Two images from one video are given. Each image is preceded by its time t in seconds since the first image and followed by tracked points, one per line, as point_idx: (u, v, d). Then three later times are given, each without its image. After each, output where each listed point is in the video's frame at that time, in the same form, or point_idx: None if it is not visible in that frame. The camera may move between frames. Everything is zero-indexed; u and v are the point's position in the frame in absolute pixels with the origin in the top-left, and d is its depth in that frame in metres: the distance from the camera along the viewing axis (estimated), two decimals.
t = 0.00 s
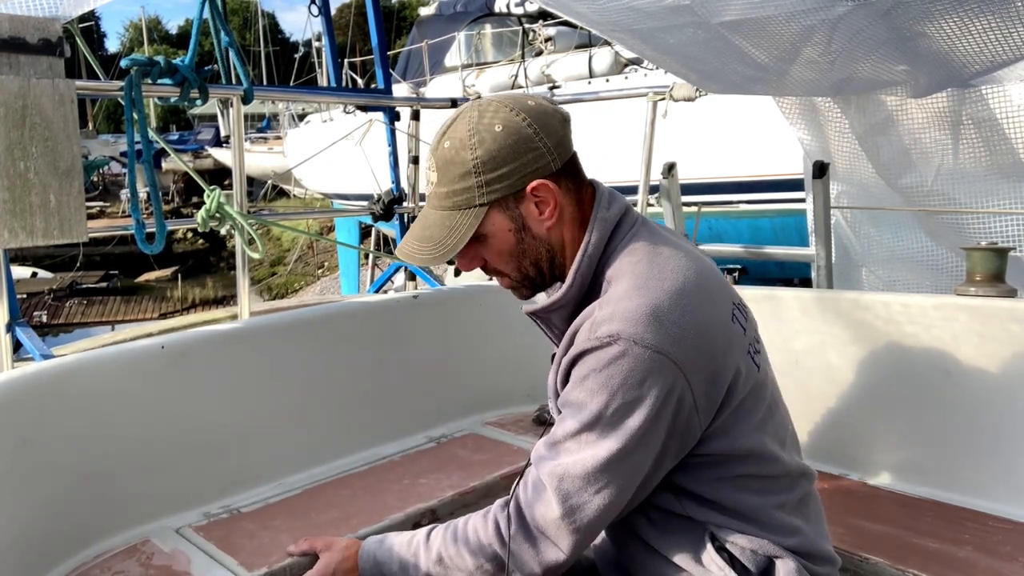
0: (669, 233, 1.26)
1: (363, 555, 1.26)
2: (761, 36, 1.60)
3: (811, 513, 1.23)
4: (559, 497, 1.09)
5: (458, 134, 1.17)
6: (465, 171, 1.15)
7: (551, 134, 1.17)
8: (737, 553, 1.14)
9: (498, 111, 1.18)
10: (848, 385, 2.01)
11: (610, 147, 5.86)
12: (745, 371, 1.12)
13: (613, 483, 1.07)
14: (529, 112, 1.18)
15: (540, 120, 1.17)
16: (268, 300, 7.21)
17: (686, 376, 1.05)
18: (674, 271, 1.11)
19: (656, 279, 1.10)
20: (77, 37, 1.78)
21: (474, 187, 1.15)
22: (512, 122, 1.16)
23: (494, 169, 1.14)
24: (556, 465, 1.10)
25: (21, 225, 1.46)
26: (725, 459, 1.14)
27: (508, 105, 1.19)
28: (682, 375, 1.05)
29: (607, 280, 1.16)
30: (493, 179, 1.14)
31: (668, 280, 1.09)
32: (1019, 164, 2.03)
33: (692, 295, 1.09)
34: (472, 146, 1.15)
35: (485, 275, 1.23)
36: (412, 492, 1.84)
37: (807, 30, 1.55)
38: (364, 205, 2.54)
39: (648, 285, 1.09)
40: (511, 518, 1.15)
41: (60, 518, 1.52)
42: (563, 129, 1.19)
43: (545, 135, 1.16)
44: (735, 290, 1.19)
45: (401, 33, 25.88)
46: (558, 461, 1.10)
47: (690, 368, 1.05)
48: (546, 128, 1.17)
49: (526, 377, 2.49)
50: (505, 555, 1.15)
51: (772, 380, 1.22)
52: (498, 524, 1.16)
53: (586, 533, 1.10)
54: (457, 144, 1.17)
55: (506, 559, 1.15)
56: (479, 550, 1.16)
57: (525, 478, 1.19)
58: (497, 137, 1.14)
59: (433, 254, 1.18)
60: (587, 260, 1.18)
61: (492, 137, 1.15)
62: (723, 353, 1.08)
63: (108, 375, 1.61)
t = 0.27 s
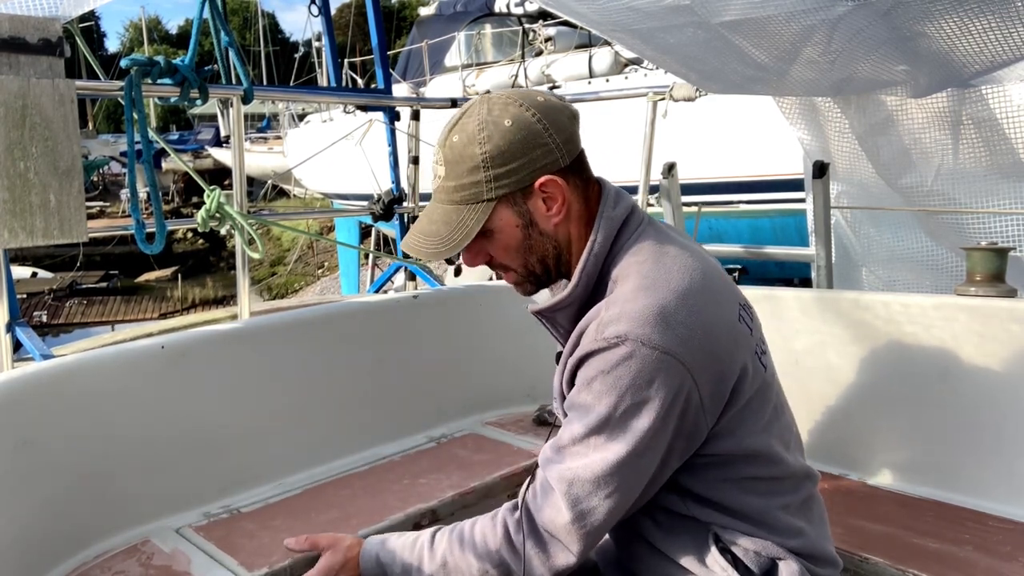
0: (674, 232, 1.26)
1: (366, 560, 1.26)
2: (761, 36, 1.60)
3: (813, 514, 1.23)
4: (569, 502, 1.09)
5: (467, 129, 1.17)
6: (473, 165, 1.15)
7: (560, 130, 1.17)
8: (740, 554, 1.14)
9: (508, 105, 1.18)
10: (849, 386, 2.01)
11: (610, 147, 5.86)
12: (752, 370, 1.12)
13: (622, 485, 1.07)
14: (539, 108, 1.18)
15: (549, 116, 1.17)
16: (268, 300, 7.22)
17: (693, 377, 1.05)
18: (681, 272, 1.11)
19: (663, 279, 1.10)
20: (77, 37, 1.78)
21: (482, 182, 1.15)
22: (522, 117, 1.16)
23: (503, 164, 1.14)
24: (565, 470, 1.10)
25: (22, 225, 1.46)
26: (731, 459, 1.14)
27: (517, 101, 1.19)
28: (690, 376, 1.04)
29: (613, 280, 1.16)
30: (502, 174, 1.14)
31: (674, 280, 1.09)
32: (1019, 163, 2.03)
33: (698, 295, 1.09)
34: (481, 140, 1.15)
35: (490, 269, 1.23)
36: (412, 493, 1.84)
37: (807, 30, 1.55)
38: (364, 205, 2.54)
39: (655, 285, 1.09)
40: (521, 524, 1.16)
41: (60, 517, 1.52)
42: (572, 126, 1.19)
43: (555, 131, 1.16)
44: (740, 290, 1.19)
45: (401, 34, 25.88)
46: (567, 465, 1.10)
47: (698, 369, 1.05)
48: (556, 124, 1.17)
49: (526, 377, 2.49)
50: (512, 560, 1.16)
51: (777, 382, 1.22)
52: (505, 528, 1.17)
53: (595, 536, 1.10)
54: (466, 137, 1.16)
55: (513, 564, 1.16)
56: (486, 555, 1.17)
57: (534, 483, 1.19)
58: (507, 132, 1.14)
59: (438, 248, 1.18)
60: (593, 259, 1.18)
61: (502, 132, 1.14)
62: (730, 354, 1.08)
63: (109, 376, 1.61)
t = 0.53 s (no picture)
0: (678, 233, 1.26)
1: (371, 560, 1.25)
2: (761, 36, 1.60)
3: (813, 515, 1.23)
4: (569, 503, 1.09)
5: (469, 130, 1.17)
6: (475, 167, 1.15)
7: (563, 131, 1.17)
8: (742, 555, 1.14)
9: (511, 107, 1.17)
10: (849, 386, 2.01)
11: (610, 146, 5.86)
12: (755, 373, 1.12)
13: (623, 488, 1.07)
14: (542, 109, 1.18)
15: (552, 117, 1.17)
16: (268, 300, 7.22)
17: (695, 381, 1.05)
18: (683, 275, 1.11)
19: (665, 282, 1.10)
20: (78, 37, 1.78)
21: (484, 183, 1.15)
22: (524, 118, 1.15)
23: (504, 166, 1.14)
24: (566, 471, 1.10)
25: (22, 225, 1.46)
26: (733, 461, 1.14)
27: (520, 102, 1.18)
28: (692, 380, 1.04)
29: (616, 283, 1.16)
30: (503, 176, 1.14)
31: (677, 284, 1.09)
32: (1019, 164, 2.03)
33: (701, 298, 1.09)
34: (483, 142, 1.14)
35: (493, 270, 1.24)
36: (413, 493, 1.84)
37: (807, 30, 1.55)
38: (364, 205, 2.54)
39: (657, 289, 1.09)
40: (520, 524, 1.16)
41: (61, 517, 1.52)
42: (574, 127, 1.19)
43: (557, 132, 1.16)
44: (744, 292, 1.19)
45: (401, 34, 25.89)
46: (567, 466, 1.11)
47: (700, 373, 1.05)
48: (558, 125, 1.16)
49: (526, 377, 2.49)
50: (511, 559, 1.15)
51: (779, 384, 1.22)
52: (506, 529, 1.17)
53: (596, 537, 1.10)
54: (468, 139, 1.16)
55: (512, 563, 1.15)
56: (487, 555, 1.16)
57: (535, 484, 1.19)
58: (509, 134, 1.14)
59: (440, 250, 1.18)
60: (597, 261, 1.18)
61: (503, 134, 1.14)
62: (732, 357, 1.08)
63: (109, 376, 1.61)
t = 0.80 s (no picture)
0: (683, 233, 1.25)
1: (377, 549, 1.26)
2: (761, 36, 1.60)
3: (814, 515, 1.23)
4: (577, 512, 1.08)
5: (465, 123, 1.20)
6: (465, 160, 1.18)
7: (556, 130, 1.16)
8: (747, 559, 1.13)
9: (507, 104, 1.18)
10: (849, 386, 2.01)
11: (610, 146, 5.86)
12: (761, 375, 1.12)
13: (632, 494, 1.06)
14: (538, 107, 1.17)
15: (546, 116, 1.16)
16: (268, 300, 7.21)
17: (703, 383, 1.05)
18: (690, 277, 1.11)
19: (672, 285, 1.10)
20: (78, 37, 1.77)
21: (472, 177, 1.17)
22: (516, 116, 1.16)
23: (490, 161, 1.16)
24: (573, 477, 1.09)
25: (21, 225, 1.46)
26: (739, 466, 1.14)
27: (518, 99, 1.19)
28: (700, 383, 1.04)
29: (623, 284, 1.16)
30: (488, 170, 1.16)
31: (684, 286, 1.09)
32: (1019, 164, 2.03)
33: (708, 301, 1.09)
34: (473, 136, 1.17)
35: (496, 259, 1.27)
36: (413, 493, 1.84)
37: (808, 30, 1.55)
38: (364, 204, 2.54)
39: (664, 291, 1.09)
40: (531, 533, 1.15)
41: (61, 517, 1.52)
42: (571, 127, 1.17)
43: (546, 131, 1.15)
44: (749, 294, 1.19)
45: (401, 33, 25.89)
46: (575, 473, 1.09)
47: (708, 376, 1.05)
48: (551, 124, 1.16)
49: (526, 377, 2.49)
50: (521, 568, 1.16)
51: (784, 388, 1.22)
52: (516, 536, 1.16)
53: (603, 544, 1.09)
54: (462, 132, 1.19)
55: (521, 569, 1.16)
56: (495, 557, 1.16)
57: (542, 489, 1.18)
58: (496, 130, 1.15)
59: (435, 237, 1.24)
60: (602, 262, 1.18)
61: (492, 130, 1.16)
62: (739, 359, 1.08)
63: (109, 376, 1.61)
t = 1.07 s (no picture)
0: (678, 231, 1.25)
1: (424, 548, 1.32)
2: (761, 36, 1.60)
3: (816, 516, 1.23)
4: (604, 530, 1.08)
5: (456, 128, 1.22)
6: (455, 164, 1.20)
7: (542, 135, 1.16)
8: (751, 561, 1.13)
9: (496, 109, 1.19)
10: (850, 386, 2.01)
11: (610, 146, 5.86)
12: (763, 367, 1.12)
13: (650, 499, 1.06)
14: (526, 113, 1.18)
15: (533, 121, 1.17)
16: (268, 300, 7.21)
17: (707, 380, 1.04)
18: (686, 275, 1.11)
19: (668, 283, 1.09)
20: (78, 37, 1.78)
21: (461, 180, 1.19)
22: (503, 121, 1.17)
23: (478, 165, 1.17)
24: (597, 496, 1.09)
25: (21, 225, 1.46)
26: (743, 465, 1.14)
27: (507, 105, 1.20)
28: (704, 380, 1.04)
29: (619, 286, 1.16)
30: (476, 174, 1.17)
31: (679, 285, 1.09)
32: (1019, 163, 2.02)
33: (704, 299, 1.09)
34: (461, 141, 1.19)
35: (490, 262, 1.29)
36: (413, 493, 1.84)
37: (808, 30, 1.55)
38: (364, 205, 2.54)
39: (659, 289, 1.09)
40: (570, 547, 1.14)
41: (61, 517, 1.52)
42: (558, 131, 1.17)
43: (532, 136, 1.15)
44: (747, 290, 1.19)
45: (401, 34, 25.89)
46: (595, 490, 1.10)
47: (711, 372, 1.05)
48: (538, 129, 1.16)
49: (527, 377, 2.48)
50: None
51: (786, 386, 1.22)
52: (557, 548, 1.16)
53: (634, 556, 1.10)
54: (453, 137, 1.21)
55: None
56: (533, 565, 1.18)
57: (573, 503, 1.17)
58: (483, 135, 1.17)
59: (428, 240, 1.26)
60: (597, 263, 1.18)
61: (480, 135, 1.17)
62: (741, 352, 1.08)
63: (109, 375, 1.61)
